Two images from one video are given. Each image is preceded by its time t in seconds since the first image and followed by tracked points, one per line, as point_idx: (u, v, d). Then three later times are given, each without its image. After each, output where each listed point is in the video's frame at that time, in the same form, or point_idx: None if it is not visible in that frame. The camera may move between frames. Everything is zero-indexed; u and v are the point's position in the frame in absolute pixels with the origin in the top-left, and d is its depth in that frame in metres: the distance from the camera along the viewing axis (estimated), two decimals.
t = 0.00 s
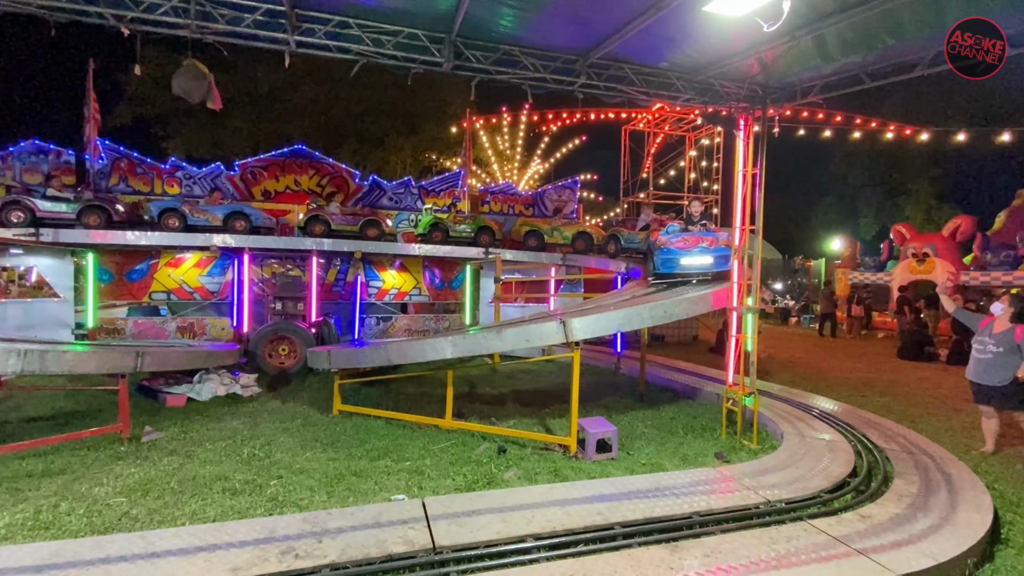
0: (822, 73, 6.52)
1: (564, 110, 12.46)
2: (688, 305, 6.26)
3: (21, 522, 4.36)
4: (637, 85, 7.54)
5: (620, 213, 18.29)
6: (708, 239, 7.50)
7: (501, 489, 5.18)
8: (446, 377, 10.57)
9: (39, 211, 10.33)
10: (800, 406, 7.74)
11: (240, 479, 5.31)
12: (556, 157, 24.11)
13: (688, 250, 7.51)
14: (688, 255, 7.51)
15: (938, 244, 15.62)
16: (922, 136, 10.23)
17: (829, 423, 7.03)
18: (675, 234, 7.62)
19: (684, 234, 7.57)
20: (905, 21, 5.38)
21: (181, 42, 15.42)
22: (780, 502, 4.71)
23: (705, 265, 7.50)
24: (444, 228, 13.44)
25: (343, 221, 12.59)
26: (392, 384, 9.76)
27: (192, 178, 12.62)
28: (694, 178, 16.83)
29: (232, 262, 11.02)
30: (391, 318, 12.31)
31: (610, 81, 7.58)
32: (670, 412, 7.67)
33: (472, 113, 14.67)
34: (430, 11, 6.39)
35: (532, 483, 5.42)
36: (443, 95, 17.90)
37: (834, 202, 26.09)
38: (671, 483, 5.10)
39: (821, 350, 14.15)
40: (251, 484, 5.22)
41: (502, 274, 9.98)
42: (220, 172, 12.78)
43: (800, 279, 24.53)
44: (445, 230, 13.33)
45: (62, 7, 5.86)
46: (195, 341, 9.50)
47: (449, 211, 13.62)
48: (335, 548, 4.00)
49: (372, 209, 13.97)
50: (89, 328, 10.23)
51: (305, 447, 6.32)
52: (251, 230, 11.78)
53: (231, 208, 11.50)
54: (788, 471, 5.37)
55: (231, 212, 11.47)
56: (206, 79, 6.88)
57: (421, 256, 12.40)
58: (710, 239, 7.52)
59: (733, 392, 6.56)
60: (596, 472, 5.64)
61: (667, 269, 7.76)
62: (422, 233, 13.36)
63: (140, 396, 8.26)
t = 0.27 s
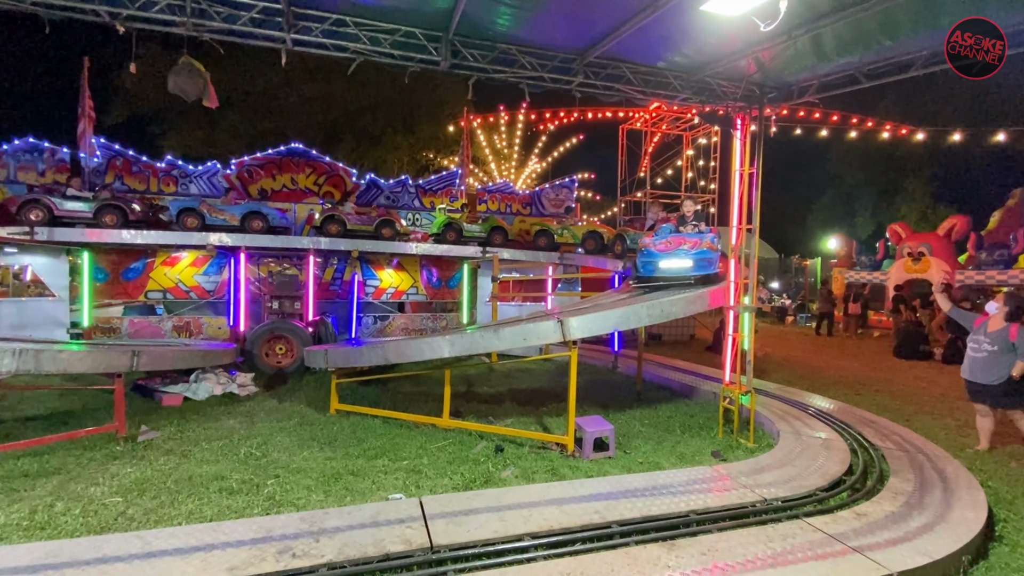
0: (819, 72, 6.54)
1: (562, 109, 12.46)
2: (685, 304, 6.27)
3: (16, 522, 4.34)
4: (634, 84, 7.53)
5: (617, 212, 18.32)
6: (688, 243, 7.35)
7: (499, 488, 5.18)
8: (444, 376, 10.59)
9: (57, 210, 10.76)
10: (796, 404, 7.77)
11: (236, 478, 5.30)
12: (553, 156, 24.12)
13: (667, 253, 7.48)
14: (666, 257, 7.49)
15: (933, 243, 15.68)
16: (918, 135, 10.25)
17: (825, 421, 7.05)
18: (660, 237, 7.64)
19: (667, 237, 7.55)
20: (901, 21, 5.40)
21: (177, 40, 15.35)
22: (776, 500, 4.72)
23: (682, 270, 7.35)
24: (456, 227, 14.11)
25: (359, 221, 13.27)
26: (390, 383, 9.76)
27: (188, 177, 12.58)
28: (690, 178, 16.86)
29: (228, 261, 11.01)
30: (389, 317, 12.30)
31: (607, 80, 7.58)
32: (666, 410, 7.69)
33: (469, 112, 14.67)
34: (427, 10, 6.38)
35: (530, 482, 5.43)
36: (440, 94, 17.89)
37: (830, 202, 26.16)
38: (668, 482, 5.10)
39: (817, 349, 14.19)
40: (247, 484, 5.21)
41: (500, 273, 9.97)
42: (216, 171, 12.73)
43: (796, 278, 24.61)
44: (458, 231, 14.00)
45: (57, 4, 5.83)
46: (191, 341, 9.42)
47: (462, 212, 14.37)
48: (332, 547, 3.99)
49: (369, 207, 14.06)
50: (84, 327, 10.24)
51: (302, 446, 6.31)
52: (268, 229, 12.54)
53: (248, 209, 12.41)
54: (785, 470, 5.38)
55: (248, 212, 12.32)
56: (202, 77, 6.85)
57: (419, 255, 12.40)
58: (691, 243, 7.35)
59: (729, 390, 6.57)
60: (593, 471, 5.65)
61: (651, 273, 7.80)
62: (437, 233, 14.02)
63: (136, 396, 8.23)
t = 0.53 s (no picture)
0: (818, 71, 6.52)
1: (562, 108, 12.44)
2: (684, 303, 6.28)
3: (15, 521, 4.33)
4: (634, 83, 7.53)
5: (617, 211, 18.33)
6: (667, 246, 7.15)
7: (498, 487, 5.18)
8: (443, 375, 10.58)
9: (78, 210, 10.87)
10: (795, 403, 7.78)
11: (235, 477, 5.30)
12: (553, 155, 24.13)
13: (645, 256, 7.29)
14: (643, 261, 7.29)
15: (931, 242, 15.69)
16: (916, 134, 10.26)
17: (823, 420, 7.06)
18: (641, 241, 7.47)
19: (648, 240, 7.38)
20: (900, 20, 5.40)
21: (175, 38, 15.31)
22: (774, 498, 4.73)
23: (660, 274, 7.13)
24: (469, 226, 13.81)
25: (375, 221, 13.06)
26: (389, 382, 9.76)
27: (186, 175, 12.55)
28: (689, 177, 16.86)
29: (227, 259, 11.00)
30: (387, 316, 12.29)
31: (606, 79, 7.57)
32: (666, 409, 7.69)
33: (468, 110, 14.64)
34: (426, 8, 6.36)
35: (529, 481, 5.42)
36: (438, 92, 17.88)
37: (829, 200, 26.19)
38: (668, 480, 5.11)
39: (816, 347, 14.21)
40: (246, 483, 5.20)
41: (499, 272, 9.95)
42: (214, 170, 12.70)
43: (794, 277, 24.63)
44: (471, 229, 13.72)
45: (55, 2, 5.81)
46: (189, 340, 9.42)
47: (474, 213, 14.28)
48: (331, 546, 3.99)
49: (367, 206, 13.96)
50: (82, 327, 10.21)
51: (301, 445, 6.31)
52: (285, 229, 12.38)
53: (266, 209, 12.23)
54: (784, 468, 5.38)
55: (266, 212, 12.14)
56: (200, 76, 6.84)
57: (418, 254, 12.39)
58: (670, 246, 7.15)
59: (729, 389, 6.56)
60: (593, 470, 5.65)
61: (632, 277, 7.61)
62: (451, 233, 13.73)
63: (134, 395, 8.22)
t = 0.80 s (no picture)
0: (818, 70, 6.51)
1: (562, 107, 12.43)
2: (684, 302, 6.31)
3: (15, 520, 4.33)
4: (634, 82, 7.52)
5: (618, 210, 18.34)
6: (645, 250, 6.93)
7: (499, 486, 5.18)
8: (443, 374, 10.58)
9: (99, 210, 10.99)
10: (795, 402, 7.78)
11: (236, 476, 5.30)
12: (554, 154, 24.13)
13: (622, 260, 7.06)
14: (620, 265, 7.06)
15: (931, 241, 15.67)
16: (917, 133, 10.24)
17: (824, 419, 7.05)
18: (619, 246, 7.24)
19: (626, 244, 7.14)
20: (901, 18, 5.39)
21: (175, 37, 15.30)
22: (775, 497, 4.73)
23: (636, 278, 6.90)
24: (483, 227, 13.97)
25: (392, 222, 13.36)
26: (389, 381, 9.76)
27: (186, 175, 12.55)
28: (690, 175, 16.85)
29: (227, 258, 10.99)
30: (388, 315, 12.27)
31: (607, 77, 7.57)
32: (666, 408, 7.70)
33: (468, 109, 14.62)
34: (426, 6, 6.35)
35: (529, 480, 5.43)
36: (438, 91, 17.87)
37: (829, 199, 26.15)
38: (668, 479, 5.11)
39: (816, 346, 14.21)
40: (247, 482, 5.21)
41: (500, 271, 9.94)
42: (214, 169, 12.69)
43: (795, 276, 24.63)
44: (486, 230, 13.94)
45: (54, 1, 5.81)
46: (189, 339, 9.44)
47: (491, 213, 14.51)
48: (332, 545, 4.00)
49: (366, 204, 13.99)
50: (82, 326, 10.26)
51: (301, 444, 6.31)
52: (303, 229, 12.30)
53: (283, 209, 12.20)
54: (783, 467, 5.38)
55: (283, 212, 12.09)
56: (200, 75, 6.83)
57: (418, 253, 12.40)
58: (648, 250, 6.93)
59: (729, 388, 6.56)
60: (593, 468, 5.65)
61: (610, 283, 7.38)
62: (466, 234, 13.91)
63: (135, 394, 8.22)
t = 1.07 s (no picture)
0: (821, 68, 6.49)
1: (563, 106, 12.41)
2: (686, 301, 6.31)
3: (17, 519, 4.34)
4: (635, 80, 7.51)
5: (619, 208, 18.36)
6: (622, 252, 6.79)
7: (500, 484, 5.19)
8: (444, 373, 10.59)
9: (121, 210, 11.53)
10: (796, 401, 7.78)
11: (238, 475, 5.31)
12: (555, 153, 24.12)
13: (600, 264, 6.96)
14: (596, 269, 6.99)
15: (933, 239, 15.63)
16: (918, 131, 10.21)
17: (825, 418, 7.04)
18: (598, 248, 7.12)
19: (604, 247, 7.03)
20: (903, 16, 5.37)
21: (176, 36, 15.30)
22: (777, 497, 4.73)
23: (612, 281, 6.81)
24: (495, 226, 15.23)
25: (407, 221, 14.05)
26: (390, 380, 9.78)
27: (187, 174, 12.57)
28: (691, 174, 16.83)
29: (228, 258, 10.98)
30: (389, 314, 12.29)
31: (608, 76, 7.55)
32: (667, 407, 7.70)
33: (469, 108, 14.58)
34: (427, 5, 6.34)
35: (531, 478, 5.43)
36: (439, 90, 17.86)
37: (831, 198, 26.13)
38: (670, 478, 5.11)
39: (817, 345, 14.20)
40: (249, 481, 5.21)
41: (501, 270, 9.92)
42: (215, 168, 12.70)
43: (796, 275, 24.61)
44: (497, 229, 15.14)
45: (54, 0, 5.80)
46: (190, 338, 9.44)
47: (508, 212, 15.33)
48: (334, 543, 4.00)
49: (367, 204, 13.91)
50: (84, 325, 10.34)
51: (303, 443, 6.32)
52: (320, 229, 13.15)
53: (302, 208, 12.93)
54: (785, 466, 5.38)
55: (303, 212, 12.89)
56: (201, 74, 6.83)
57: (419, 252, 12.42)
58: (624, 252, 6.78)
59: (731, 388, 6.55)
60: (594, 467, 5.65)
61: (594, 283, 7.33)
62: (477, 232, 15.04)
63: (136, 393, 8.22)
